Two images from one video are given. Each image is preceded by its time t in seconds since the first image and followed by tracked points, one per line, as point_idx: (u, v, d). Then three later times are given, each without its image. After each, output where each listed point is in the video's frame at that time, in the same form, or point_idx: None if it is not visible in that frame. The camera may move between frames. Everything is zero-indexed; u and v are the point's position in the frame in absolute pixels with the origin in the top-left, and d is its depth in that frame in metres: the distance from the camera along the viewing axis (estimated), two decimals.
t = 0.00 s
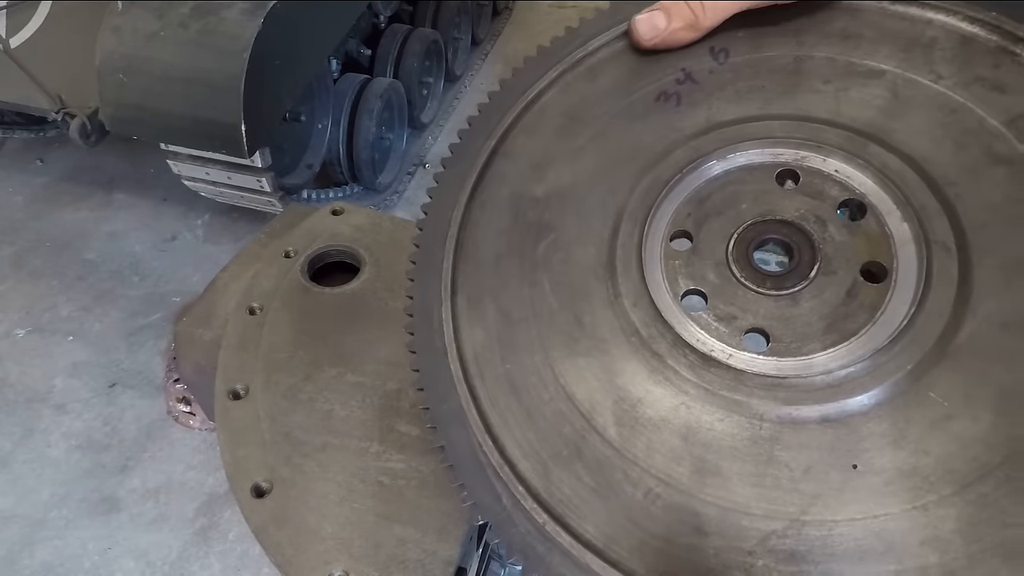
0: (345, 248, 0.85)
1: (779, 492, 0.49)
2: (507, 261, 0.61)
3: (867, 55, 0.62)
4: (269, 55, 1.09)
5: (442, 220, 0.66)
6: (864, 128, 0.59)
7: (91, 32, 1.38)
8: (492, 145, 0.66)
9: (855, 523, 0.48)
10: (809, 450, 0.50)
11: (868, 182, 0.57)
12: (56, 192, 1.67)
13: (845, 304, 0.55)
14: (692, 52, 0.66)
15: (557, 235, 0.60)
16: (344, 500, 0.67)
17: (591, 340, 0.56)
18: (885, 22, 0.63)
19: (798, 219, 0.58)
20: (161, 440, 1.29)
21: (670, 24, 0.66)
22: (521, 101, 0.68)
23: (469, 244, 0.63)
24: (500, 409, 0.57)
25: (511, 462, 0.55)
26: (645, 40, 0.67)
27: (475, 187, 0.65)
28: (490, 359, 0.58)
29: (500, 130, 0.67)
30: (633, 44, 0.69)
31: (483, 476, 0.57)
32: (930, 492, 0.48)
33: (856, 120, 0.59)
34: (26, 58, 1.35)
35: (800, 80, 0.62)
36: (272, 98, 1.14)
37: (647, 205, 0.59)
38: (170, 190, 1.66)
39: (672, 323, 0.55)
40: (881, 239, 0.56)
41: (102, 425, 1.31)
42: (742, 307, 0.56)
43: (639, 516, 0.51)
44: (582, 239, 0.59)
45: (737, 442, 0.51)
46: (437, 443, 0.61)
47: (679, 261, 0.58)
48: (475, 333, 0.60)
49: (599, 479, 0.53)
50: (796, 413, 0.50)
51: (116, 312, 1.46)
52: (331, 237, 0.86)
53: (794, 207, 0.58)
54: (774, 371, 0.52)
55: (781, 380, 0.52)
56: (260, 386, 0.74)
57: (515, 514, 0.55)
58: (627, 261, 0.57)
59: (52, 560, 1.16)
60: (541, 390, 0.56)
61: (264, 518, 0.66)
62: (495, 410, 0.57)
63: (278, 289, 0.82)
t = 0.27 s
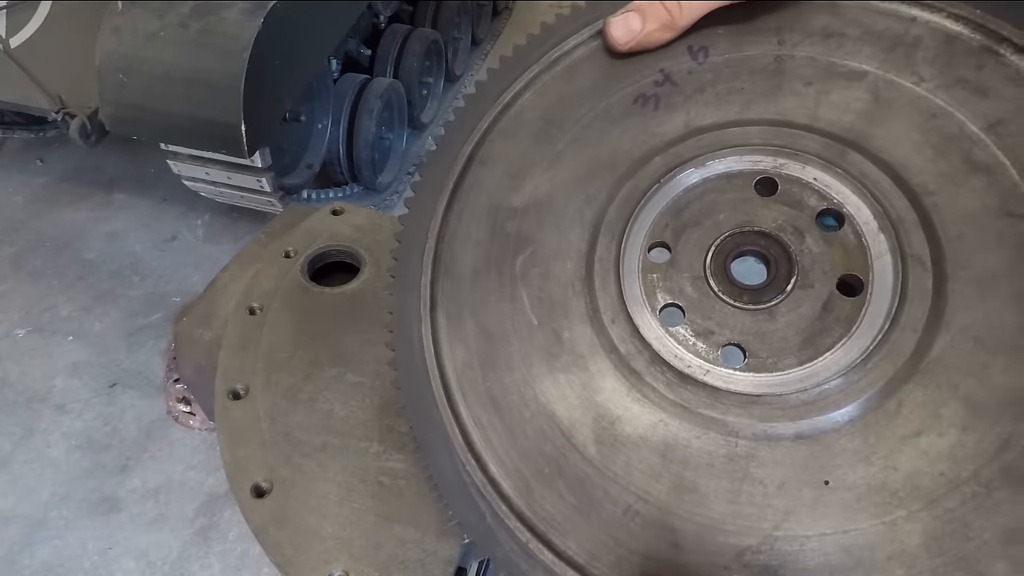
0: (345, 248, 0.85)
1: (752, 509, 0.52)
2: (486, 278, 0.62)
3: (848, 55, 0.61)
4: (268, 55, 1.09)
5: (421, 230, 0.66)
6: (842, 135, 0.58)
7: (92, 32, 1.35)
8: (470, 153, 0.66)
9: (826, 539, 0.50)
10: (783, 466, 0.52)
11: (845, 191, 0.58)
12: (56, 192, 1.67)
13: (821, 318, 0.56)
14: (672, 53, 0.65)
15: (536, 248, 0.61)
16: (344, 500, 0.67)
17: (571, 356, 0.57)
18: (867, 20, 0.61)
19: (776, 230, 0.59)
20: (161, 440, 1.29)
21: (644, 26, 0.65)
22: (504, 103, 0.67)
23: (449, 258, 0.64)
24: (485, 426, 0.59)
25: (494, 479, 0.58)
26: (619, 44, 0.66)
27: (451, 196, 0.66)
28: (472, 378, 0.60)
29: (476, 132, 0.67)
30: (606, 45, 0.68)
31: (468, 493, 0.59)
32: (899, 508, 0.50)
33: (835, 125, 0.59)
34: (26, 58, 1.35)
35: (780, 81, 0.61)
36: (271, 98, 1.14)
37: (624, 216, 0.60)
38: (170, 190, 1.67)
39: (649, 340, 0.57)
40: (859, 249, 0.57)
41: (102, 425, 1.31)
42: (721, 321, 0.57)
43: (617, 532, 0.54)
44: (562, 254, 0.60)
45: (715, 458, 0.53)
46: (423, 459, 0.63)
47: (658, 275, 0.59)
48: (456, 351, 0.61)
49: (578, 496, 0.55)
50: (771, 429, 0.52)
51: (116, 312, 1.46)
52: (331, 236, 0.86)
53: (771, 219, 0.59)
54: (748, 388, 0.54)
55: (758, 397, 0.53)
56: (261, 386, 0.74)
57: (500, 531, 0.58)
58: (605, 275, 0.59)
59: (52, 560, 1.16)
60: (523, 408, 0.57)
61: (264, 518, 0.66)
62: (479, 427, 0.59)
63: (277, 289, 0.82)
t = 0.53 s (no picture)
0: (345, 248, 0.85)
1: (762, 525, 0.53)
2: (486, 296, 0.61)
3: (846, 56, 0.60)
4: (268, 55, 1.09)
5: (418, 244, 0.66)
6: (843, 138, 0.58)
7: (92, 32, 1.36)
8: (468, 162, 0.66)
9: (840, 553, 0.52)
10: (792, 482, 0.53)
11: (848, 198, 0.58)
12: (57, 192, 1.67)
13: (828, 327, 0.57)
14: (669, 56, 0.65)
15: (534, 264, 0.61)
16: (344, 500, 0.67)
17: (575, 374, 0.58)
18: (863, 18, 0.61)
19: (779, 241, 0.59)
20: (161, 440, 1.29)
21: (630, 38, 0.64)
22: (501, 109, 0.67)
23: (447, 273, 0.64)
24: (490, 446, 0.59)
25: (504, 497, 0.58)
26: (607, 58, 0.66)
27: (450, 208, 0.66)
28: (475, 399, 0.60)
29: (472, 143, 0.67)
30: (594, 57, 0.67)
31: (474, 515, 0.59)
32: (913, 522, 0.51)
33: (835, 128, 0.59)
34: (26, 58, 1.35)
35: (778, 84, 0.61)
36: (271, 98, 1.14)
37: (623, 229, 0.60)
38: (170, 190, 1.67)
39: (653, 357, 0.58)
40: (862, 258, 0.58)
41: (102, 425, 1.31)
42: (725, 333, 0.58)
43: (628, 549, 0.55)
44: (562, 269, 0.60)
45: (723, 474, 0.54)
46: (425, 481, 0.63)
47: (659, 288, 0.60)
48: (457, 372, 0.61)
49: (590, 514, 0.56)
50: (779, 444, 0.53)
51: (116, 312, 1.46)
52: (331, 236, 0.86)
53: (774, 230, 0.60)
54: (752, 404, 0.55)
55: (765, 412, 0.54)
56: (261, 386, 0.74)
57: (509, 553, 0.58)
58: (607, 289, 0.59)
59: (52, 560, 1.16)
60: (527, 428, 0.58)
61: (263, 517, 0.66)
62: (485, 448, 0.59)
63: (277, 289, 0.82)
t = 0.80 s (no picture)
0: (345, 248, 0.85)
1: (762, 525, 0.53)
2: (487, 295, 0.61)
3: (849, 59, 0.60)
4: (268, 55, 1.09)
5: (420, 242, 0.66)
6: (846, 142, 0.58)
7: (92, 32, 1.36)
8: (469, 161, 0.66)
9: (840, 557, 0.52)
10: (792, 483, 0.53)
11: (850, 201, 0.58)
12: (56, 192, 1.67)
13: (829, 332, 0.57)
14: (671, 58, 0.65)
15: (535, 265, 0.61)
16: (344, 500, 0.67)
17: (576, 374, 0.58)
18: (867, 21, 0.61)
19: (780, 244, 0.59)
20: (161, 440, 1.29)
21: (633, 38, 0.64)
22: (502, 110, 0.67)
23: (448, 272, 0.64)
24: (491, 448, 0.59)
25: (503, 499, 0.58)
26: (609, 58, 0.65)
27: (452, 206, 0.65)
28: (476, 399, 0.60)
29: (475, 142, 0.66)
30: (597, 58, 0.67)
31: (474, 516, 0.59)
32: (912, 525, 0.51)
33: (837, 132, 0.59)
34: (26, 58, 1.35)
35: (782, 86, 0.61)
36: (271, 98, 1.14)
37: (625, 231, 0.61)
38: (170, 190, 1.66)
39: (655, 358, 0.58)
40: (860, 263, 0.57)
41: (102, 425, 1.31)
42: (727, 336, 0.58)
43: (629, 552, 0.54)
44: (563, 269, 0.60)
45: (724, 476, 0.54)
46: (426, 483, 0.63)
47: (661, 290, 0.60)
48: (458, 372, 0.61)
49: (590, 516, 0.56)
50: (781, 446, 0.54)
51: (116, 312, 1.46)
52: (331, 236, 0.86)
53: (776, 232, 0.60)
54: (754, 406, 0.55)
55: (767, 414, 0.55)
56: (261, 385, 0.74)
57: (509, 554, 0.58)
58: (608, 291, 0.59)
59: (52, 560, 1.16)
60: (528, 430, 0.58)
61: (263, 517, 0.66)
62: (485, 449, 0.59)
63: (277, 289, 0.82)
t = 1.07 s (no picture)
0: (345, 249, 0.85)
1: (762, 525, 0.53)
2: (489, 295, 0.61)
3: (852, 62, 0.60)
4: (268, 55, 1.09)
5: (422, 241, 0.66)
6: (849, 144, 0.59)
7: (92, 32, 1.37)
8: (471, 162, 0.66)
9: (839, 557, 0.52)
10: (792, 484, 0.53)
11: (852, 204, 0.58)
12: (56, 192, 1.67)
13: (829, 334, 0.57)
14: (674, 59, 0.64)
15: (536, 265, 0.61)
16: (344, 500, 0.67)
17: (577, 374, 0.58)
18: (869, 25, 0.61)
19: (780, 248, 0.59)
20: (161, 440, 1.29)
21: (636, 40, 0.63)
22: (504, 111, 0.67)
23: (450, 271, 0.64)
24: (492, 448, 0.59)
25: (504, 499, 0.58)
26: (612, 60, 0.64)
27: (454, 206, 0.65)
28: (477, 399, 0.60)
29: (477, 143, 0.66)
30: (600, 60, 0.66)
31: (474, 516, 0.59)
32: (912, 527, 0.52)
33: (840, 135, 0.59)
34: (25, 58, 1.35)
35: (786, 88, 0.61)
36: (271, 98, 1.14)
37: (627, 232, 0.61)
38: (170, 190, 1.66)
39: (656, 359, 0.58)
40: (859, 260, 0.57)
41: (102, 425, 1.31)
42: (728, 338, 0.58)
43: (630, 552, 0.55)
44: (565, 270, 0.60)
45: (725, 477, 0.54)
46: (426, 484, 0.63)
47: (663, 291, 0.60)
48: (459, 371, 0.61)
49: (590, 516, 0.56)
50: (781, 447, 0.54)
51: (116, 312, 1.46)
52: (331, 237, 0.86)
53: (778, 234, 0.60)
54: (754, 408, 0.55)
55: (767, 416, 0.55)
56: (261, 386, 0.74)
57: (509, 554, 0.58)
58: (609, 292, 0.59)
59: (52, 560, 1.16)
60: (529, 430, 0.58)
61: (263, 517, 0.66)
62: (486, 449, 0.59)
63: (277, 289, 0.82)
